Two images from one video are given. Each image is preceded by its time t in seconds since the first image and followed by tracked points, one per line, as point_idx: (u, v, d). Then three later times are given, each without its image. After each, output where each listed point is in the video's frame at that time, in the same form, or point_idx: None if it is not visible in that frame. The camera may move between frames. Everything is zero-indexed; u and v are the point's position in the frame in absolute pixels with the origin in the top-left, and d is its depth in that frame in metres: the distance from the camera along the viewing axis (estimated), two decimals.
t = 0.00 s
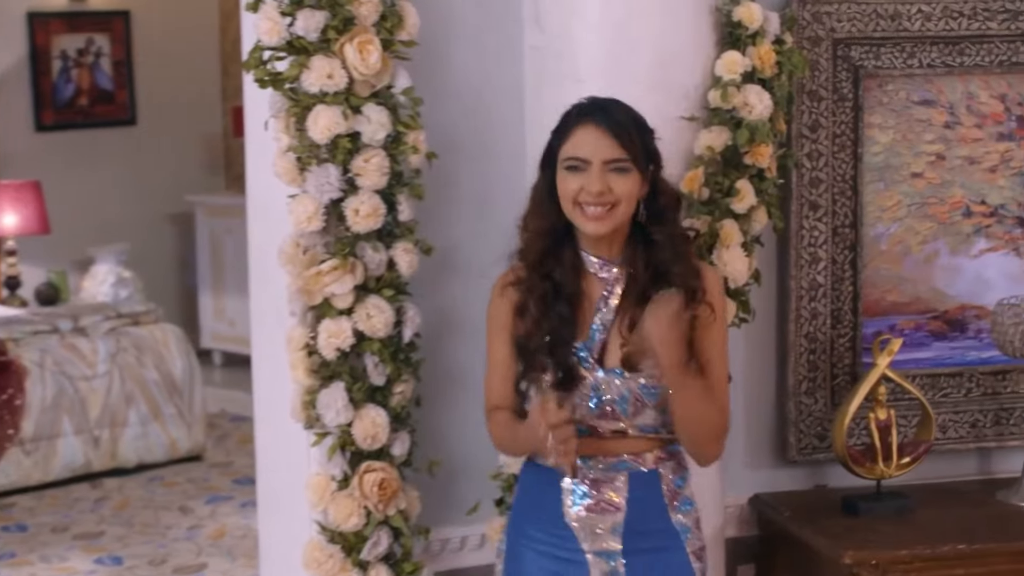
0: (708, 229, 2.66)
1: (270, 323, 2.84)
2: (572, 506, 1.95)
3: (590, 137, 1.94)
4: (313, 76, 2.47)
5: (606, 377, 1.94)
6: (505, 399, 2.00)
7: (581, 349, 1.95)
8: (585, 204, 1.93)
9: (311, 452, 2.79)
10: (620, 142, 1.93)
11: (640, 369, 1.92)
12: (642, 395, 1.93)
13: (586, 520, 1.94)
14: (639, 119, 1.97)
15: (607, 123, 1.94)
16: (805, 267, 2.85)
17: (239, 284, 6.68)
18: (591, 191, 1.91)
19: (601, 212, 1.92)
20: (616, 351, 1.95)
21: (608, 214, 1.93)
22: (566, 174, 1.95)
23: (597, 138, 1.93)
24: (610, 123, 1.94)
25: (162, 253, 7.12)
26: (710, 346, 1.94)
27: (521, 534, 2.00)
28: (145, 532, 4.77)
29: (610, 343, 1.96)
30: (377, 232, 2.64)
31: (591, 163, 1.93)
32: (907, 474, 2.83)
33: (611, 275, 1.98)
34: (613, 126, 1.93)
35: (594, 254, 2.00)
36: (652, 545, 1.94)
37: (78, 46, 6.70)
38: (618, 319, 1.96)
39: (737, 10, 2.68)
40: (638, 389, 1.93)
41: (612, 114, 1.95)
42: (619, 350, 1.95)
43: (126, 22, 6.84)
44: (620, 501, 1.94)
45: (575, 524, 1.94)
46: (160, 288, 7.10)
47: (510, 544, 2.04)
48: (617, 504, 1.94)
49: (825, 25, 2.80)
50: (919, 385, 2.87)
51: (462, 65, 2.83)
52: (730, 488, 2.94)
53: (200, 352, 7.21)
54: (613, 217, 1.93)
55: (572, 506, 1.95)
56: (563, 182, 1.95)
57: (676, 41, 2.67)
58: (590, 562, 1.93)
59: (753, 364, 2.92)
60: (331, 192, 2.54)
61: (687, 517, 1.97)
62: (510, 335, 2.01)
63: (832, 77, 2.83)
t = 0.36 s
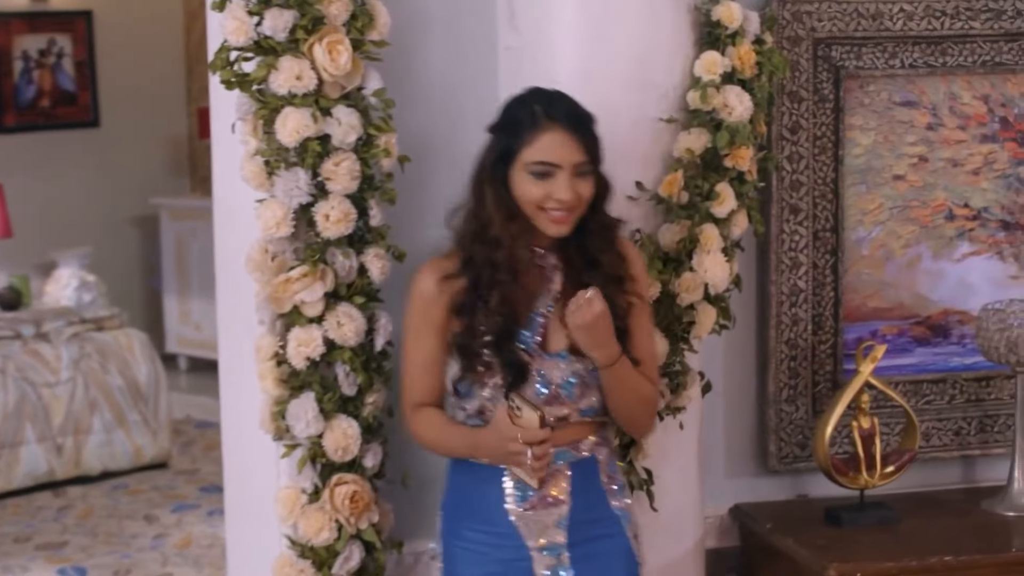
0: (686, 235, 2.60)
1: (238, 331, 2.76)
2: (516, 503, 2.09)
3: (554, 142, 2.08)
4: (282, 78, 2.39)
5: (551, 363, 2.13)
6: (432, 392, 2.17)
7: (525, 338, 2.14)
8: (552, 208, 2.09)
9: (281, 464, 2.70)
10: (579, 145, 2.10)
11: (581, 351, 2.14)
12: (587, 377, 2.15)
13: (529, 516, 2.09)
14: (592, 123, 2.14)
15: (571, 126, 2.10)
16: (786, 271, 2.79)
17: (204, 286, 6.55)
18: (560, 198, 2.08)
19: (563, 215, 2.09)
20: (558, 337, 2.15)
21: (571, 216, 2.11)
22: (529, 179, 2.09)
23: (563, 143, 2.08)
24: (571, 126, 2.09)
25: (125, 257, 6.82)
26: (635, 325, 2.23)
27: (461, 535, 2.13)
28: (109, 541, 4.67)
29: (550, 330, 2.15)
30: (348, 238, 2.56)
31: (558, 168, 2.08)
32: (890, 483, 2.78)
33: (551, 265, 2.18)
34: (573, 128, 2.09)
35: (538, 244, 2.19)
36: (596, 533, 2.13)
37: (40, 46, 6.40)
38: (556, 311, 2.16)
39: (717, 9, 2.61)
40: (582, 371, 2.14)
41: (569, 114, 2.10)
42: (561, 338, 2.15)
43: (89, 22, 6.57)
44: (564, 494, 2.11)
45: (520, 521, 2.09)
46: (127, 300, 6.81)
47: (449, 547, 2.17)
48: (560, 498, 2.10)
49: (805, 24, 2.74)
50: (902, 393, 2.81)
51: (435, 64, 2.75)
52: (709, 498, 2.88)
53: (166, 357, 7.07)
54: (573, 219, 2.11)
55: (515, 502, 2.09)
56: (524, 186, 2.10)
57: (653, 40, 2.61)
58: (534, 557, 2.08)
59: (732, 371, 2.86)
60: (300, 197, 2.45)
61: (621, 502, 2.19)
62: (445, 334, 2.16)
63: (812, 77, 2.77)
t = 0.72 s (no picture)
0: (681, 239, 2.52)
1: (223, 339, 2.68)
2: (487, 503, 2.03)
3: (487, 118, 2.03)
4: (265, 79, 2.31)
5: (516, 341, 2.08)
6: (396, 375, 2.09)
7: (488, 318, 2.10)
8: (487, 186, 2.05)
9: (266, 476, 2.63)
10: (513, 120, 2.04)
11: (548, 330, 2.10)
12: (553, 355, 2.09)
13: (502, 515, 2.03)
14: (531, 94, 2.08)
15: (505, 101, 2.04)
16: (781, 276, 2.73)
17: (185, 290, 6.44)
18: (493, 175, 2.03)
19: (501, 193, 2.05)
20: (521, 315, 2.11)
21: (509, 192, 2.06)
22: (464, 157, 2.06)
23: (495, 120, 2.03)
24: (505, 102, 2.04)
25: (106, 259, 6.72)
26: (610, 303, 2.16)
27: (434, 536, 2.06)
28: (89, 550, 4.58)
29: (513, 308, 2.11)
30: (335, 243, 2.49)
31: (489, 144, 2.04)
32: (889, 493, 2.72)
33: (508, 243, 2.13)
34: (507, 106, 2.03)
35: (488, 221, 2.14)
36: (570, 529, 2.06)
37: (18, 46, 6.28)
38: (520, 288, 2.12)
39: (712, 9, 2.55)
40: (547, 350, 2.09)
41: (506, 90, 2.04)
42: (523, 316, 2.10)
43: (68, 22, 6.46)
44: (535, 492, 2.04)
45: (492, 520, 2.02)
46: (104, 300, 6.71)
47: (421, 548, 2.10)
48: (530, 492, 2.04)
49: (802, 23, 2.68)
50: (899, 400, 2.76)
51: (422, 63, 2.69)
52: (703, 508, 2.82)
53: (146, 360, 6.98)
54: (512, 195, 2.07)
55: (486, 501, 2.03)
56: (459, 164, 2.06)
57: (647, 39, 2.53)
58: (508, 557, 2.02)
59: (727, 378, 2.80)
60: (285, 201, 2.39)
61: (594, 494, 2.12)
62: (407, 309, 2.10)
63: (808, 78, 2.71)
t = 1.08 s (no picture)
0: (680, 240, 2.47)
1: (211, 344, 2.62)
2: (495, 515, 1.98)
3: (502, 130, 1.97)
4: (255, 77, 2.24)
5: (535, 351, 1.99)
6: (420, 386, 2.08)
7: (506, 326, 2.04)
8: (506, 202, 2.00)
9: (255, 483, 2.56)
10: (530, 133, 1.97)
11: (564, 340, 2.05)
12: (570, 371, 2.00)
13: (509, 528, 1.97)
14: (551, 101, 2.00)
15: (521, 113, 1.97)
16: (781, 278, 2.68)
17: (172, 290, 6.35)
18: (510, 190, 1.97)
19: (517, 208, 2.00)
20: (539, 325, 2.06)
21: (527, 207, 2.01)
22: (483, 167, 2.00)
23: (510, 132, 1.97)
24: (522, 115, 1.96)
25: (92, 260, 6.63)
26: (631, 326, 2.12)
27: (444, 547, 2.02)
28: (74, 555, 4.50)
29: (532, 316, 2.06)
30: (325, 245, 2.43)
31: (506, 157, 1.98)
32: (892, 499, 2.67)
33: (530, 250, 2.08)
34: (523, 119, 1.96)
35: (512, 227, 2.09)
36: (581, 550, 1.98)
37: None
38: (540, 297, 2.06)
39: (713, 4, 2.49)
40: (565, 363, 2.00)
41: (523, 103, 1.97)
42: (541, 327, 2.05)
43: (53, 19, 6.38)
44: (545, 507, 1.98)
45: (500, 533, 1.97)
46: (88, 299, 6.62)
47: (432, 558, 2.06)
48: (541, 509, 1.97)
49: (802, 19, 2.62)
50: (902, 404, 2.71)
51: (415, 61, 2.63)
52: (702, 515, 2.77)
53: (131, 361, 6.89)
54: (531, 210, 2.01)
55: (493, 513, 1.98)
56: (479, 175, 2.01)
57: (646, 36, 2.47)
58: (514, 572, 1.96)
59: (726, 383, 2.75)
60: (274, 202, 2.32)
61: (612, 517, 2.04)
62: (421, 308, 2.09)
63: (809, 75, 2.65)
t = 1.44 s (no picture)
0: (667, 243, 2.41)
1: (186, 350, 2.55)
2: (502, 526, 1.94)
3: (504, 135, 1.91)
4: (230, 75, 2.17)
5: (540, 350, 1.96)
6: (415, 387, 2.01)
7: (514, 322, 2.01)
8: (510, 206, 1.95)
9: (232, 493, 2.49)
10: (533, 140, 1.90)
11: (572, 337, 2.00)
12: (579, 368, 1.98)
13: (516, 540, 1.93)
14: (552, 104, 1.93)
15: (521, 120, 1.90)
16: (768, 281, 2.62)
17: (144, 292, 6.26)
18: (512, 196, 1.92)
19: (520, 212, 1.95)
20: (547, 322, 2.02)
21: (529, 212, 1.95)
22: (484, 171, 1.95)
23: (511, 139, 1.90)
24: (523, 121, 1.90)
25: (63, 261, 6.52)
26: (639, 328, 2.08)
27: (447, 558, 1.97)
28: (45, 562, 4.42)
29: (539, 314, 2.02)
30: (303, 249, 2.36)
31: (507, 163, 1.92)
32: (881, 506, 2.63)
33: (536, 248, 2.04)
34: (526, 125, 1.90)
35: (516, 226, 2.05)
36: (588, 560, 1.95)
37: None
38: (547, 294, 2.03)
39: None
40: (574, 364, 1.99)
41: (525, 107, 1.91)
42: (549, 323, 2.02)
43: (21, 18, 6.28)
44: (552, 518, 1.94)
45: (507, 545, 1.93)
46: (59, 301, 6.52)
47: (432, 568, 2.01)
48: (548, 520, 1.94)
49: (789, 16, 2.57)
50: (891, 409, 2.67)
51: (395, 58, 2.56)
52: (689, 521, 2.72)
53: (103, 364, 6.79)
54: (533, 214, 1.96)
55: (500, 524, 1.94)
56: (481, 178, 1.96)
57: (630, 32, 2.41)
58: None
59: (712, 387, 2.70)
60: (251, 204, 2.25)
61: (618, 526, 2.01)
62: (422, 306, 2.03)
63: (797, 73, 2.60)
